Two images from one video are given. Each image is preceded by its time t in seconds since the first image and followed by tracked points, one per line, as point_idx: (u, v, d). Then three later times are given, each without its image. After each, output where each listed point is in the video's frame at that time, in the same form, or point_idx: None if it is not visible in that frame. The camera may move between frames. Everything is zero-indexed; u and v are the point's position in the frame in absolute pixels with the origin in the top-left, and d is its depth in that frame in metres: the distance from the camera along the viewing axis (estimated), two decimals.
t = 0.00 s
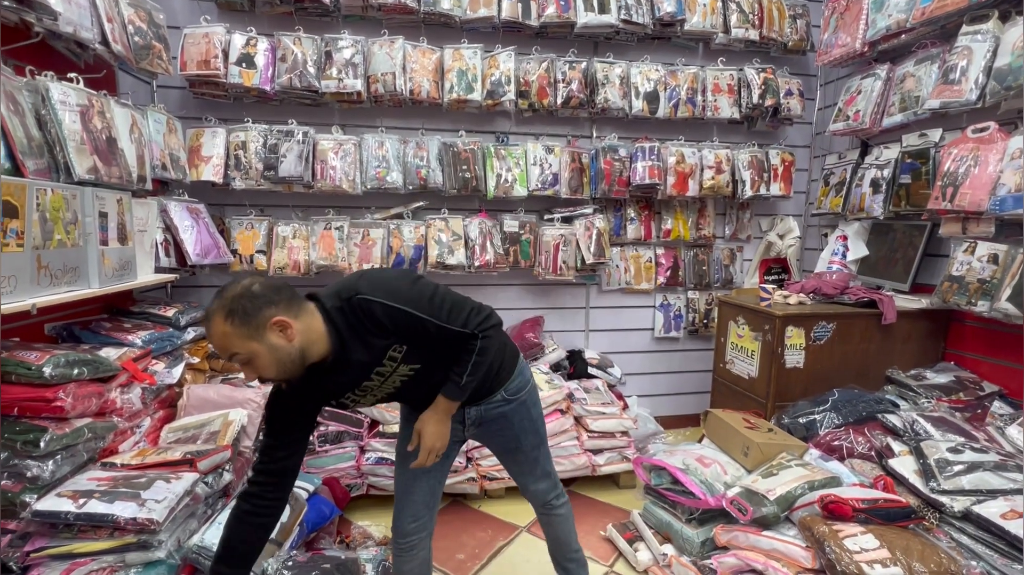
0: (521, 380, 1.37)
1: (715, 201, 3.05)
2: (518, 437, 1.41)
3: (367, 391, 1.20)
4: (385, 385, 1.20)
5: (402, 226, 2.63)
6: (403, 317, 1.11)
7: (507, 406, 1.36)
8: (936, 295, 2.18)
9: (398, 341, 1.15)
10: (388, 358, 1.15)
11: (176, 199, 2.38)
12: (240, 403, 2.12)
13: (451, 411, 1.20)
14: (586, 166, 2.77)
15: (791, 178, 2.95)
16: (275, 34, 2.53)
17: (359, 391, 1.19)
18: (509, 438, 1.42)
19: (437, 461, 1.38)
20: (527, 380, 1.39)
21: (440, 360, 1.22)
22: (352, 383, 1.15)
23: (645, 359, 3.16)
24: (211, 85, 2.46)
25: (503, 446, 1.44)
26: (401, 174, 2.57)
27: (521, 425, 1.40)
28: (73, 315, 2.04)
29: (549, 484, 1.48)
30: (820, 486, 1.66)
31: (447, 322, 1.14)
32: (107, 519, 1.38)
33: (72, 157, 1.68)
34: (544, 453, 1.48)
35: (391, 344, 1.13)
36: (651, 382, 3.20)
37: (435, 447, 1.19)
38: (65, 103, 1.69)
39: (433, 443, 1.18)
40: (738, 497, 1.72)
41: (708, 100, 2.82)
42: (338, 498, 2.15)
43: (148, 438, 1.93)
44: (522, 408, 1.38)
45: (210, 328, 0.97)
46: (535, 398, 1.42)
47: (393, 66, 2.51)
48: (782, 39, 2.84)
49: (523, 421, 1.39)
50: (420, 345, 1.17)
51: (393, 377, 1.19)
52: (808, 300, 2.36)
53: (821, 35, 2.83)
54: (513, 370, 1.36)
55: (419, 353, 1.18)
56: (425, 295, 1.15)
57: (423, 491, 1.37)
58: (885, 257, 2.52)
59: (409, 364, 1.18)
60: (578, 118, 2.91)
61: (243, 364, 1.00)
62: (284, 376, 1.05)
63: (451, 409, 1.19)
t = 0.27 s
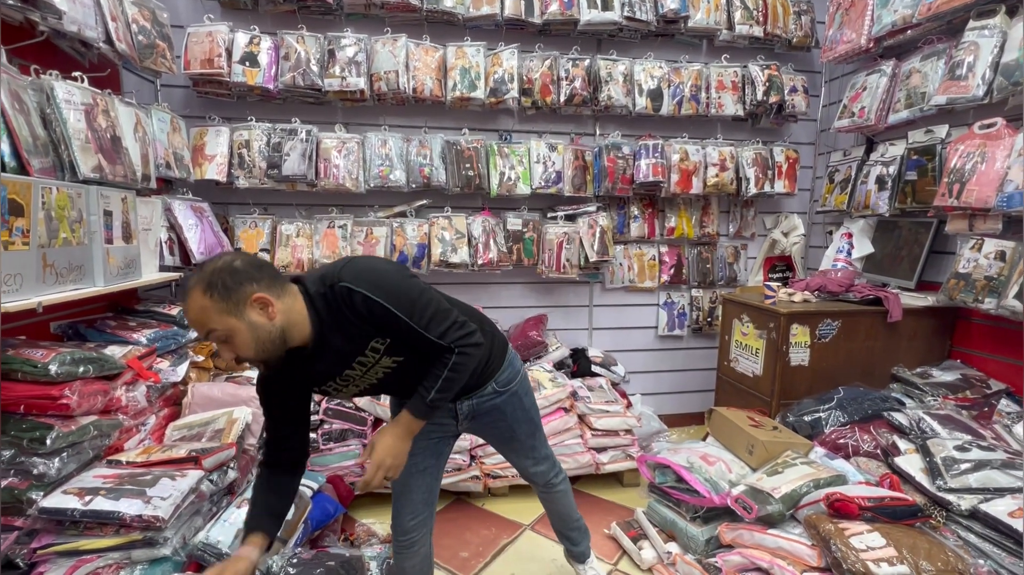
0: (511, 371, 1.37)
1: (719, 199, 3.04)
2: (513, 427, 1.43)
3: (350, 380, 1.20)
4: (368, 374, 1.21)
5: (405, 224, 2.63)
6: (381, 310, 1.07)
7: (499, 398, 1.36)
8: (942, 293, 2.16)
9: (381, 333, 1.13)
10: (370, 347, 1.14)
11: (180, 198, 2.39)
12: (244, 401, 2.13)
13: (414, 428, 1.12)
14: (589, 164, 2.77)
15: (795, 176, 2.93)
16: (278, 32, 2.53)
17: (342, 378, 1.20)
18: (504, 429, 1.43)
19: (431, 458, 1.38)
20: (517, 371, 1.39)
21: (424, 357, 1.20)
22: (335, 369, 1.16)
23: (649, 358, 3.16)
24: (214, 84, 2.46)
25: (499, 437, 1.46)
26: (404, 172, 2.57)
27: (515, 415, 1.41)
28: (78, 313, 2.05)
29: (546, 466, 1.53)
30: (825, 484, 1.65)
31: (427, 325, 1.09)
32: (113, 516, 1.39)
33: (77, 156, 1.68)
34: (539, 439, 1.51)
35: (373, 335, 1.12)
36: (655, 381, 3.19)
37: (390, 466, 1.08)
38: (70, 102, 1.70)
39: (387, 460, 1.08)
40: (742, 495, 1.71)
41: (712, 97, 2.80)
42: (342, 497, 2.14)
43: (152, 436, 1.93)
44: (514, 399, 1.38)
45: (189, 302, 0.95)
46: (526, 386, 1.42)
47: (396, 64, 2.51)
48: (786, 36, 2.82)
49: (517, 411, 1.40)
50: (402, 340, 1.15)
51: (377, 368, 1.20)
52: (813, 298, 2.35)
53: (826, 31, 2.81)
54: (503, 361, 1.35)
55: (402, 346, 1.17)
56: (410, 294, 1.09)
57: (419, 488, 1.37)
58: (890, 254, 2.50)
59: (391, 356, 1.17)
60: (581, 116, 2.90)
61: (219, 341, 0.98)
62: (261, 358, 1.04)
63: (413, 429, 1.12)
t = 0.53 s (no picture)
0: (514, 379, 1.37)
1: (724, 197, 3.02)
2: (511, 435, 1.41)
3: (354, 338, 1.20)
4: (373, 336, 1.20)
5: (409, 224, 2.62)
6: (404, 266, 1.09)
7: (500, 404, 1.36)
8: (950, 292, 2.14)
9: (399, 292, 1.14)
10: (383, 308, 1.14)
11: (183, 197, 2.39)
12: (247, 401, 2.12)
13: (410, 397, 1.10)
14: (593, 162, 2.76)
15: (801, 174, 2.91)
16: (281, 31, 2.53)
17: (347, 335, 1.19)
18: (502, 437, 1.42)
19: (431, 462, 1.38)
20: (520, 379, 1.40)
21: (435, 330, 1.19)
22: (343, 322, 1.16)
23: (653, 357, 3.14)
24: (217, 83, 2.46)
25: (495, 446, 1.43)
26: (407, 171, 2.56)
27: (515, 424, 1.40)
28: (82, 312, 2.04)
29: (539, 482, 1.48)
30: (832, 485, 1.64)
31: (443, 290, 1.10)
32: (116, 516, 1.38)
33: (80, 155, 1.68)
34: (534, 452, 1.48)
35: (390, 291, 1.13)
36: (659, 380, 3.17)
37: (374, 426, 1.06)
38: (73, 101, 1.69)
39: (374, 415, 1.06)
40: (748, 496, 1.70)
41: (717, 95, 2.79)
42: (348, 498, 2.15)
43: (156, 435, 1.93)
44: (515, 407, 1.38)
45: (229, 201, 0.97)
46: (527, 396, 1.43)
47: (399, 63, 2.50)
48: (792, 33, 2.80)
49: (517, 419, 1.40)
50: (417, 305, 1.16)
51: (384, 330, 1.18)
52: (819, 297, 2.33)
53: (831, 28, 2.79)
54: (506, 368, 1.35)
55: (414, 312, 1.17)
56: (439, 257, 1.11)
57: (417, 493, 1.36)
58: (897, 253, 2.48)
59: (400, 323, 1.17)
60: (585, 114, 2.88)
61: (250, 244, 0.98)
62: (288, 274, 1.02)
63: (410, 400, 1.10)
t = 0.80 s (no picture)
0: (531, 395, 1.40)
1: (728, 198, 2.99)
2: (521, 453, 1.41)
3: (407, 294, 1.25)
4: (425, 294, 1.24)
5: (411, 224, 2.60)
6: (477, 231, 1.23)
7: (516, 418, 1.38)
8: (961, 293, 2.11)
9: (464, 256, 1.23)
10: (445, 266, 1.22)
11: (184, 198, 2.37)
12: (248, 404, 2.11)
13: (471, 345, 1.14)
14: (597, 162, 2.73)
15: (807, 174, 2.88)
16: (282, 31, 2.51)
17: (401, 288, 1.24)
18: (513, 455, 1.42)
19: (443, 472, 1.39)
20: (537, 397, 1.43)
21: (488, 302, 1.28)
22: (405, 271, 1.22)
23: (656, 359, 3.11)
24: (218, 83, 2.45)
25: (503, 465, 1.43)
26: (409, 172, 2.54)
27: (528, 441, 1.41)
28: (81, 314, 2.03)
29: (542, 512, 1.45)
30: (841, 491, 1.60)
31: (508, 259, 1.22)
32: (113, 521, 1.37)
33: (79, 156, 1.66)
34: (541, 478, 1.47)
35: (458, 251, 1.23)
36: (662, 383, 3.14)
37: (438, 361, 1.09)
38: (72, 101, 1.68)
39: (438, 353, 1.09)
40: (756, 501, 1.67)
41: (722, 95, 2.76)
42: (347, 501, 2.15)
43: (156, 438, 1.92)
44: (529, 423, 1.40)
45: (359, 122, 1.14)
46: (542, 416, 1.45)
47: (401, 62, 2.48)
48: (798, 31, 2.77)
49: (530, 436, 1.41)
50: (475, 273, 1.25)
51: (438, 290, 1.24)
52: (826, 299, 2.30)
53: (838, 27, 2.75)
54: (526, 383, 1.39)
55: (470, 280, 1.25)
56: (510, 229, 1.26)
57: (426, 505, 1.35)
58: (906, 254, 2.44)
59: (456, 286, 1.24)
60: (589, 114, 2.86)
61: (365, 156, 1.11)
62: (390, 192, 1.13)
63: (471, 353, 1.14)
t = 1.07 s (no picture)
0: (568, 409, 1.40)
1: (733, 199, 2.93)
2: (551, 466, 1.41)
3: (473, 265, 1.25)
4: (490, 269, 1.26)
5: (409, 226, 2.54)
6: (551, 221, 1.30)
7: (551, 430, 1.39)
8: (973, 298, 2.05)
9: (535, 241, 1.28)
10: (517, 246, 1.26)
11: (177, 199, 2.32)
12: (240, 411, 2.06)
13: (540, 316, 1.17)
14: (598, 164, 2.68)
15: (813, 175, 2.82)
16: (277, 30, 2.46)
17: (469, 258, 1.25)
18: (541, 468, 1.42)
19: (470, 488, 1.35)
20: (571, 410, 1.43)
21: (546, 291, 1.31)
22: (477, 242, 1.25)
23: (659, 364, 3.05)
24: (213, 83, 2.40)
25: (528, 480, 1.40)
26: (407, 173, 2.49)
27: (559, 454, 1.42)
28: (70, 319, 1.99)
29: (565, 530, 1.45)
30: (852, 505, 1.54)
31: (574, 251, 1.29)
32: (94, 536, 1.32)
33: (65, 157, 1.62)
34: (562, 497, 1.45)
35: (531, 235, 1.27)
36: (665, 388, 3.09)
37: (505, 317, 1.13)
38: (58, 100, 1.63)
39: (506, 307, 1.14)
40: (762, 515, 1.61)
41: (726, 94, 2.70)
42: (342, 509, 2.09)
43: (145, 446, 1.87)
44: (562, 435, 1.40)
45: (464, 103, 1.22)
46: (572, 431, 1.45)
47: (398, 62, 2.43)
48: (804, 30, 2.71)
49: (562, 449, 1.42)
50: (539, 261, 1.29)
51: (503, 267, 1.26)
52: (833, 303, 2.24)
53: (845, 25, 2.69)
54: (564, 396, 1.39)
55: (534, 265, 1.28)
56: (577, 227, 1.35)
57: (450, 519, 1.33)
58: (915, 257, 2.38)
59: (522, 267, 1.27)
60: (590, 114, 2.81)
61: (467, 131, 1.18)
62: (483, 167, 1.19)
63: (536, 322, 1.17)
